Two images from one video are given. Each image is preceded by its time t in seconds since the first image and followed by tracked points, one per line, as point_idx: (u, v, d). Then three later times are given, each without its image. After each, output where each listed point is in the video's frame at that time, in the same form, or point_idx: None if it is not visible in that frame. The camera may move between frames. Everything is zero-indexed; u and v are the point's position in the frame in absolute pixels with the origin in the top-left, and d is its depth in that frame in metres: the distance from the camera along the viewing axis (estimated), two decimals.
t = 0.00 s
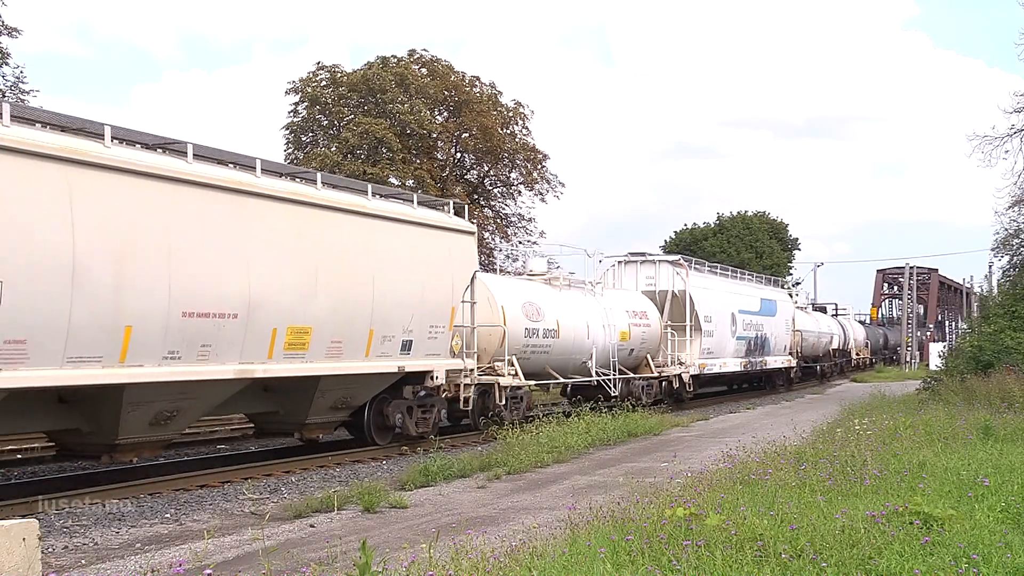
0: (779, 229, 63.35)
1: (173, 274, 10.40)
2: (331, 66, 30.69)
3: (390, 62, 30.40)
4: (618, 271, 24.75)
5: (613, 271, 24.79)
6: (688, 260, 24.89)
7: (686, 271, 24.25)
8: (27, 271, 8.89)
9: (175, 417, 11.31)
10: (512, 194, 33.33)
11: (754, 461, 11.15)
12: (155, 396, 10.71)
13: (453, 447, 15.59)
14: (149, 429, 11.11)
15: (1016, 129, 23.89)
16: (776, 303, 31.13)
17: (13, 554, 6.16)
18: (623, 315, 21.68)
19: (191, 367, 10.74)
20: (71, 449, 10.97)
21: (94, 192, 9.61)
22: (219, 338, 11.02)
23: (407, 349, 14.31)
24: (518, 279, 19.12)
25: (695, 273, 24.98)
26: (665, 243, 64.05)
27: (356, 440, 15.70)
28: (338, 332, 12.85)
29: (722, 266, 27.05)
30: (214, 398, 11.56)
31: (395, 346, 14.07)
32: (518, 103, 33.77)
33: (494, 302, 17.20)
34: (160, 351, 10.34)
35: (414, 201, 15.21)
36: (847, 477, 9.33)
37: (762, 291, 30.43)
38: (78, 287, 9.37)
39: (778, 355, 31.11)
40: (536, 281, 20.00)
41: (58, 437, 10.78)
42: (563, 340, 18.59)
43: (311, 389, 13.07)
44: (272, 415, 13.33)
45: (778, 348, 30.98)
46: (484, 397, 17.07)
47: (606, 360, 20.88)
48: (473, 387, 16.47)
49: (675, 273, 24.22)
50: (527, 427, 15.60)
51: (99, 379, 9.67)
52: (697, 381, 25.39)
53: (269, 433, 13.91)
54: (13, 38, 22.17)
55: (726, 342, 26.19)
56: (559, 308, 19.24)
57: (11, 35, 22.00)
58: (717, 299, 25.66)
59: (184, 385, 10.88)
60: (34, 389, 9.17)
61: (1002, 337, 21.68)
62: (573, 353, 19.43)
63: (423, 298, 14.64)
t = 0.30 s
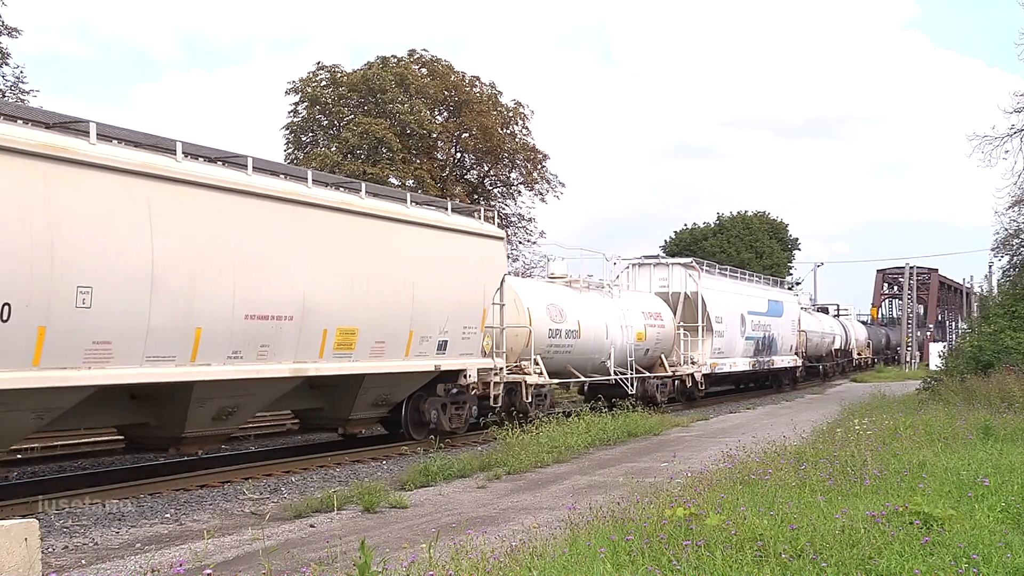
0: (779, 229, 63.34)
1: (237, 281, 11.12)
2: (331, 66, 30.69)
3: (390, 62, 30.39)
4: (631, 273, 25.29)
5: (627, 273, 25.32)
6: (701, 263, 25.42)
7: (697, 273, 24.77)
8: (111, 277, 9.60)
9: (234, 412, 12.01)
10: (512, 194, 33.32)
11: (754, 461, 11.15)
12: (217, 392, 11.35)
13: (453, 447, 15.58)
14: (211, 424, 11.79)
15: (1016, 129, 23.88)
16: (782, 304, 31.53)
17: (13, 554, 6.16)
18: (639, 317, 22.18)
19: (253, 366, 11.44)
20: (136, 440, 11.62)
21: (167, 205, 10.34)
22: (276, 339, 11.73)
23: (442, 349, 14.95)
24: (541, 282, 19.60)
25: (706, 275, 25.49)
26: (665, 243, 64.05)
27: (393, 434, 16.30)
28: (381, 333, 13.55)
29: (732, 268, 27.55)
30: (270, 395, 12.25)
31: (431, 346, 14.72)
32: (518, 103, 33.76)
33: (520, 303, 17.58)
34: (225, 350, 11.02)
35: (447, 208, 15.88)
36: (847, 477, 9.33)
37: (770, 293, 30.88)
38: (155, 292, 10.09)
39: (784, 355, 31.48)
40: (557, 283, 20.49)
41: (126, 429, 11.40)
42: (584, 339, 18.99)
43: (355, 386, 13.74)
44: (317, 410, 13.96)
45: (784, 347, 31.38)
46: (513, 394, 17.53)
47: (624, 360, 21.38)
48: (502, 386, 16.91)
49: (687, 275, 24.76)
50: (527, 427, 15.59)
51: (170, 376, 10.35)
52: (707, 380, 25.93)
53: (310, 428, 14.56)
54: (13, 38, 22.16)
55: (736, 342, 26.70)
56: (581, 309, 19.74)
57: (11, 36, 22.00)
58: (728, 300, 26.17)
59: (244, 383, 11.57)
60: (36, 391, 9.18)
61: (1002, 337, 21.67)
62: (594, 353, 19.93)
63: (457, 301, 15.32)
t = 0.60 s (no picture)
0: (779, 229, 63.34)
1: (293, 285, 11.91)
2: (331, 66, 30.70)
3: (390, 62, 30.38)
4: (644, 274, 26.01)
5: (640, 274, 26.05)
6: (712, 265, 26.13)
7: (709, 275, 25.51)
8: (183, 282, 10.40)
9: (287, 407, 12.79)
10: (512, 194, 33.31)
11: (754, 461, 11.16)
12: (274, 389, 12.14)
13: (454, 446, 15.59)
14: (265, 418, 12.54)
15: (1016, 129, 23.83)
16: (789, 304, 31.97)
17: (13, 554, 6.16)
18: (654, 317, 22.95)
19: (306, 365, 12.23)
20: (195, 432, 12.34)
21: (232, 215, 11.11)
22: (327, 339, 12.52)
23: (475, 348, 15.70)
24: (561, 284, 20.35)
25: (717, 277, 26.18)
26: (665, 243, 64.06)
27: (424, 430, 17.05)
28: (420, 334, 14.33)
29: (741, 270, 28.17)
30: (319, 391, 13.02)
31: (465, 346, 15.47)
32: (518, 103, 33.75)
33: (544, 305, 18.37)
34: (282, 350, 11.82)
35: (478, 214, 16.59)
36: (847, 477, 9.33)
37: (777, 294, 31.38)
38: (222, 296, 10.88)
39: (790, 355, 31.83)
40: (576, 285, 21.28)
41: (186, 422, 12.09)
42: (605, 339, 19.79)
43: (395, 383, 14.49)
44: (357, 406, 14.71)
45: (789, 347, 31.88)
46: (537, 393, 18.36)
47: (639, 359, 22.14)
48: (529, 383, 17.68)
49: (699, 277, 25.49)
50: (527, 427, 15.59)
51: (235, 375, 11.14)
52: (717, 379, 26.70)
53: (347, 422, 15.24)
54: (13, 38, 22.15)
55: (743, 342, 27.40)
56: (600, 309, 20.52)
57: (11, 36, 22.00)
58: (737, 301, 26.86)
59: (298, 380, 12.34)
60: (38, 390, 9.19)
61: (1002, 337, 21.67)
62: (612, 352, 20.69)
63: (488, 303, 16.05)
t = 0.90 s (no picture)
0: (779, 229, 63.35)
1: (341, 288, 12.89)
2: (331, 66, 30.72)
3: (390, 62, 30.37)
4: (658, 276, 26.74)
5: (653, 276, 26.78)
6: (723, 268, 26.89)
7: (720, 276, 26.26)
8: (247, 285, 11.38)
9: (333, 403, 13.83)
10: (511, 194, 33.30)
11: (754, 461, 11.15)
12: (320, 387, 13.13)
13: (454, 447, 15.58)
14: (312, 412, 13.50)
15: (1016, 129, 23.79)
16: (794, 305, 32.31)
17: (13, 554, 6.17)
18: (669, 318, 23.71)
19: (352, 363, 13.22)
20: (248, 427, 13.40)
21: (288, 223, 12.11)
22: (371, 339, 13.51)
23: (506, 348, 16.58)
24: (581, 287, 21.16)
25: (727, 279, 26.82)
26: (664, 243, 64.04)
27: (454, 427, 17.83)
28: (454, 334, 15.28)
29: (749, 272, 28.76)
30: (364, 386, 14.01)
31: (496, 345, 16.36)
32: (518, 103, 33.74)
33: (567, 306, 19.18)
34: (331, 349, 12.80)
35: (508, 219, 17.47)
36: (847, 477, 9.33)
37: (784, 294, 31.79)
38: (279, 299, 11.86)
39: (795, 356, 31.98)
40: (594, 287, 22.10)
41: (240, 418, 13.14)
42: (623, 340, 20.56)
43: (430, 379, 15.41)
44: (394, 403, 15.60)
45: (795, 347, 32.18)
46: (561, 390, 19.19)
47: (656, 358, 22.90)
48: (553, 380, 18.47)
49: (711, 278, 26.25)
50: (527, 427, 15.59)
51: (291, 372, 12.11)
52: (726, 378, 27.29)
53: (385, 417, 16.22)
54: (13, 38, 22.14)
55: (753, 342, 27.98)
56: (618, 310, 21.31)
57: (11, 36, 21.99)
58: (746, 301, 27.49)
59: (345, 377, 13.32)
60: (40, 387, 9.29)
61: (1002, 337, 21.67)
62: (630, 351, 21.47)
63: (517, 304, 16.95)
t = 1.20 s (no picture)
0: (779, 229, 63.37)
1: (381, 291, 13.73)
2: (331, 66, 30.71)
3: (390, 62, 30.36)
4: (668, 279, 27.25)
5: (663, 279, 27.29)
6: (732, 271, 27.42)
7: (729, 279, 26.79)
8: (300, 289, 12.22)
9: (373, 399, 14.66)
10: (511, 194, 33.29)
11: (754, 461, 11.15)
12: (362, 385, 13.94)
13: (453, 447, 15.59)
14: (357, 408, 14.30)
15: (1015, 129, 23.78)
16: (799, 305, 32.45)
17: (13, 554, 6.17)
18: (681, 319, 24.36)
19: (392, 362, 14.04)
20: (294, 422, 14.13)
21: (336, 231, 12.96)
22: (409, 340, 14.37)
23: (530, 348, 17.35)
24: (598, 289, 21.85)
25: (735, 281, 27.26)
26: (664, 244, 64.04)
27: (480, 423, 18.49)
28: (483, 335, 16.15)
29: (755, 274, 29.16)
30: (403, 383, 14.77)
31: (521, 345, 17.21)
32: (518, 103, 33.73)
33: (587, 308, 19.95)
34: (373, 349, 13.66)
35: (529, 224, 18.32)
36: (847, 477, 9.33)
37: (789, 295, 31.98)
38: (329, 301, 12.72)
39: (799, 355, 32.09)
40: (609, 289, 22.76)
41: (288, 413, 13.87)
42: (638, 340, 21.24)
43: (462, 379, 16.23)
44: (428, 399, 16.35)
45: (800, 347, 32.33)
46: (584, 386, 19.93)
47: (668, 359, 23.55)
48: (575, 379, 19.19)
49: (720, 281, 26.78)
50: (527, 427, 15.60)
51: (341, 370, 13.00)
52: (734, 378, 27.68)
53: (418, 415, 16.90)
54: (13, 38, 22.12)
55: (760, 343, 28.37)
56: (633, 311, 22.00)
57: (11, 35, 21.99)
58: (754, 302, 27.90)
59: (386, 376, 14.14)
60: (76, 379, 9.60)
61: (1002, 337, 21.68)
62: (645, 351, 22.14)
63: (541, 306, 17.81)
